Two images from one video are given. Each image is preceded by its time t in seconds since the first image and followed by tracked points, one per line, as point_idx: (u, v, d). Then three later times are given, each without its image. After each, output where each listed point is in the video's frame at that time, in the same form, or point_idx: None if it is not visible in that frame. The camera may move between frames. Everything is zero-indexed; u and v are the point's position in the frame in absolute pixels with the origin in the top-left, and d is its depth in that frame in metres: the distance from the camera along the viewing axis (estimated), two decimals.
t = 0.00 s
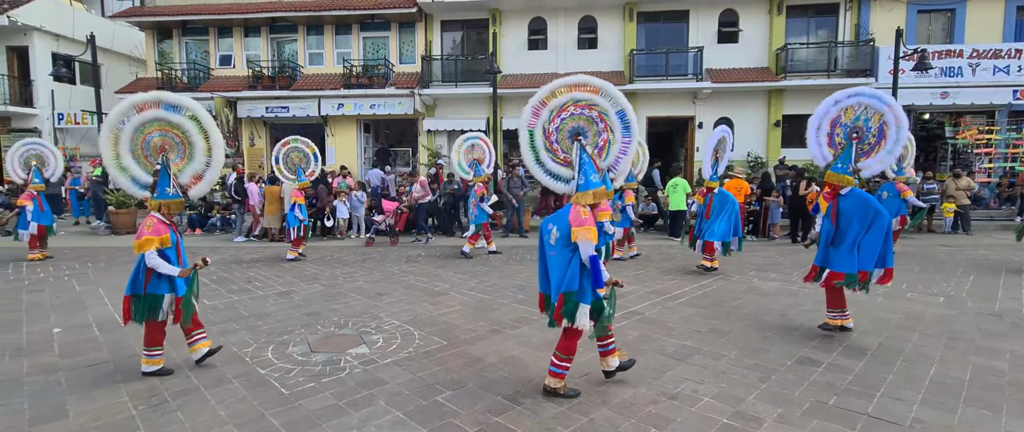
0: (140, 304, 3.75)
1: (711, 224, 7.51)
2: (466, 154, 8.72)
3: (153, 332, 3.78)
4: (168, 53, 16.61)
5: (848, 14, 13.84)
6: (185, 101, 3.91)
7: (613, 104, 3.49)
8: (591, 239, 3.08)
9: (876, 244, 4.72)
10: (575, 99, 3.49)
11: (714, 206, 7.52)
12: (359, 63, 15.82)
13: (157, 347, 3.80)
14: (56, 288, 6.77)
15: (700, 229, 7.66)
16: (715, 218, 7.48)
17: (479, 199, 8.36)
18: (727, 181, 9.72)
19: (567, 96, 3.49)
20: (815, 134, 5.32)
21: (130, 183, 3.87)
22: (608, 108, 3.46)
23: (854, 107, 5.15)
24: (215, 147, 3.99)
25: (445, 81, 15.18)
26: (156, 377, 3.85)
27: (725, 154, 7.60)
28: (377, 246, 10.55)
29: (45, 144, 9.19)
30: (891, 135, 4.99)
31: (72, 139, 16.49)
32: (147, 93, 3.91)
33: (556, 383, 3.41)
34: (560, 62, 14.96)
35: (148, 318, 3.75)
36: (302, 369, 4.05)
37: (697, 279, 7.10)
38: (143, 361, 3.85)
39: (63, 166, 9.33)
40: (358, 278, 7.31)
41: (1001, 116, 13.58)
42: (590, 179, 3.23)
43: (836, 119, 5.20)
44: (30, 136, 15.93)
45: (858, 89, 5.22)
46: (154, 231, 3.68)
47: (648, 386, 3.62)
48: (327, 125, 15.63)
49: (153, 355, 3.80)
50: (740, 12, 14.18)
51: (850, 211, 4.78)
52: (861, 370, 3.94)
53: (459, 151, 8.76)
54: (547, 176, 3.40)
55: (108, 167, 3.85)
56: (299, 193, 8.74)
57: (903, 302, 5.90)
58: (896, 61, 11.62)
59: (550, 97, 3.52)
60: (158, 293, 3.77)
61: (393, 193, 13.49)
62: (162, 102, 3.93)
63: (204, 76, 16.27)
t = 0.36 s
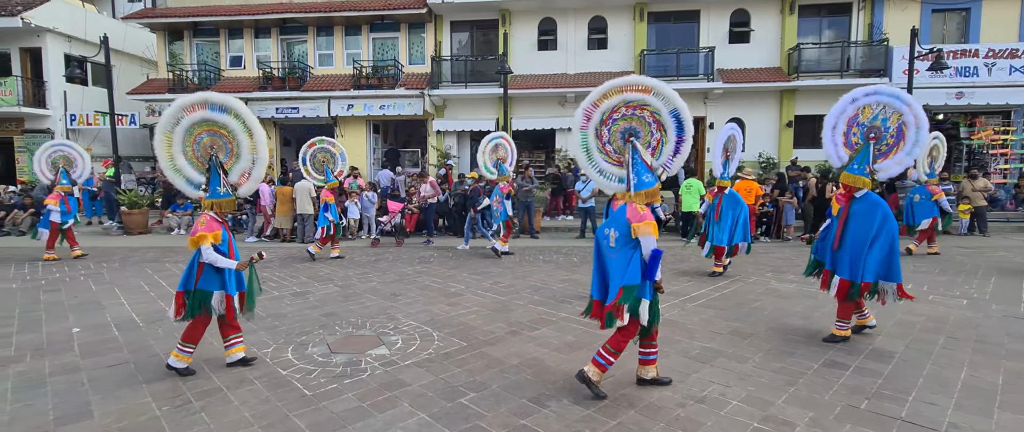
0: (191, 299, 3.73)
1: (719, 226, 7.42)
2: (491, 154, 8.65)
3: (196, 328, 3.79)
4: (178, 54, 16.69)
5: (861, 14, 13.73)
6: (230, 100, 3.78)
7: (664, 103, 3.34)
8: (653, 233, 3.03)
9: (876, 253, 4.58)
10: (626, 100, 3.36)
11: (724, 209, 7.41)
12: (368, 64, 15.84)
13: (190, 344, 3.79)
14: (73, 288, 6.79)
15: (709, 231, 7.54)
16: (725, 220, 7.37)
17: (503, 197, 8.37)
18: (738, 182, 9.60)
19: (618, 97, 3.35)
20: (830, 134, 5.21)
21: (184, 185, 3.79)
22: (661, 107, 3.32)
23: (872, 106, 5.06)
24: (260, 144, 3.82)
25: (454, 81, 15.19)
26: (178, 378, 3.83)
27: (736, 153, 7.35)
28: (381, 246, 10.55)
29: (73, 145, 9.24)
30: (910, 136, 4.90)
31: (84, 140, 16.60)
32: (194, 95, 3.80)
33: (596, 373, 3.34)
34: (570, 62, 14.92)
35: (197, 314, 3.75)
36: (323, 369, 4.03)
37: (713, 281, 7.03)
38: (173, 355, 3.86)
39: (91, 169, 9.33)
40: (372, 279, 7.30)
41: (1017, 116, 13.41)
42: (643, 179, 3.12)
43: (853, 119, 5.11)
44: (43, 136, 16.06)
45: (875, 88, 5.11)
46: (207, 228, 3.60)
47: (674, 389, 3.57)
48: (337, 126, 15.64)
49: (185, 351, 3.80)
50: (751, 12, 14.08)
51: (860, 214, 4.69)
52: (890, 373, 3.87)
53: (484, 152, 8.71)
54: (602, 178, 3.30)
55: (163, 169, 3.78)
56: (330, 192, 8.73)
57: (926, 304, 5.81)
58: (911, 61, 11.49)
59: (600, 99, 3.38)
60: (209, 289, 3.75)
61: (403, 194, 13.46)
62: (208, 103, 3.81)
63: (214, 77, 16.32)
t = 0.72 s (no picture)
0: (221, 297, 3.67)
1: (736, 226, 7.28)
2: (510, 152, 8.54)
3: (231, 327, 3.69)
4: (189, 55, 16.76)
5: (876, 12, 13.56)
6: (256, 98, 3.64)
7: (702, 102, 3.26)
8: (687, 233, 3.04)
9: (891, 259, 4.40)
10: (662, 102, 3.30)
11: (741, 208, 7.26)
12: (378, 64, 15.82)
13: (225, 344, 3.67)
14: (87, 288, 6.77)
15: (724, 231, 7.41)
16: (741, 221, 7.26)
17: (518, 197, 8.34)
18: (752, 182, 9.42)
19: (654, 101, 3.30)
20: (849, 132, 4.91)
21: (220, 184, 3.75)
22: (696, 107, 3.24)
23: (894, 102, 4.71)
24: (287, 141, 3.66)
25: (464, 82, 15.14)
26: (194, 380, 3.78)
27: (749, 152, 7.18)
28: (390, 246, 10.50)
29: (101, 145, 9.09)
30: (938, 133, 4.57)
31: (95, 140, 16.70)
32: (223, 93, 3.70)
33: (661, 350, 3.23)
34: (580, 62, 14.83)
35: (229, 312, 3.66)
36: (341, 371, 3.97)
37: (730, 283, 6.92)
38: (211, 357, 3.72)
39: (117, 167, 9.23)
40: (385, 279, 7.25)
41: None
42: (686, 180, 3.08)
43: (874, 117, 4.78)
44: (55, 137, 16.16)
45: (898, 82, 4.76)
46: (238, 226, 3.58)
47: (702, 394, 3.47)
48: (346, 126, 15.62)
49: (222, 352, 3.67)
50: (764, 11, 13.94)
51: (884, 218, 4.47)
52: (924, 378, 3.76)
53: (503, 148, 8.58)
54: (642, 182, 3.26)
55: (200, 169, 3.76)
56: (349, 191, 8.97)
57: (952, 307, 5.67)
58: (929, 60, 11.31)
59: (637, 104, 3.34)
60: (240, 287, 3.65)
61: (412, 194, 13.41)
62: (236, 101, 3.69)
63: (224, 78, 16.36)
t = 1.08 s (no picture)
0: (251, 299, 3.60)
1: (762, 228, 6.97)
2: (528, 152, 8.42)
3: (262, 332, 3.57)
4: (203, 57, 16.84)
5: (898, 10, 13.29)
6: (282, 97, 3.54)
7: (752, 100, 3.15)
8: (740, 233, 2.95)
9: (926, 263, 4.11)
10: (709, 97, 3.18)
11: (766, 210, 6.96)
12: (391, 64, 15.78)
13: (260, 350, 3.56)
14: (104, 289, 6.75)
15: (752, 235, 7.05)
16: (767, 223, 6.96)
17: (537, 200, 8.23)
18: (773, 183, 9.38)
19: (701, 96, 3.20)
20: (880, 134, 4.53)
21: (245, 185, 3.66)
22: (746, 103, 3.14)
23: (927, 101, 4.34)
24: (310, 141, 3.54)
25: (477, 82, 15.05)
26: (216, 386, 3.70)
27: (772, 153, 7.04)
28: (405, 247, 10.42)
29: (130, 147, 9.07)
30: (976, 130, 4.17)
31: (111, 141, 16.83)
32: (251, 92, 3.62)
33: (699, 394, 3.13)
34: (595, 62, 14.68)
35: (258, 316, 3.57)
36: (364, 377, 3.87)
37: (756, 286, 6.74)
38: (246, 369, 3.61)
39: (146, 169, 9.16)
40: (402, 281, 7.15)
41: None
42: (730, 177, 2.99)
43: (906, 116, 4.40)
44: (71, 137, 16.28)
45: (931, 80, 4.39)
46: (268, 227, 3.49)
47: (741, 405, 3.33)
48: (360, 127, 15.60)
49: (256, 360, 3.56)
50: (783, 8, 13.71)
51: (921, 222, 4.20)
52: (973, 389, 3.58)
53: (520, 149, 8.46)
54: (684, 179, 3.16)
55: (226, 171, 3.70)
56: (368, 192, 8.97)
57: (991, 313, 5.46)
58: (955, 58, 11.04)
59: (683, 99, 3.28)
60: (271, 290, 3.56)
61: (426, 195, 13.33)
62: (263, 100, 3.60)
63: (238, 79, 16.41)
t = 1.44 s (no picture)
0: (283, 306, 3.57)
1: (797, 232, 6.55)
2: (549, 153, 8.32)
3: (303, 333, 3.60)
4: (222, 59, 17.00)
5: (926, 7, 12.97)
6: (307, 98, 3.45)
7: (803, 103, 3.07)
8: (787, 240, 2.90)
9: (991, 267, 3.88)
10: (760, 96, 3.10)
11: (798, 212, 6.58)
12: (407, 65, 15.78)
13: (303, 349, 3.61)
14: (128, 290, 6.78)
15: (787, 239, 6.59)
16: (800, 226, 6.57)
17: (556, 201, 8.14)
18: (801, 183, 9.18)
19: (752, 93, 3.11)
20: (928, 135, 4.29)
21: (275, 187, 3.64)
22: (797, 106, 3.05)
23: (978, 100, 4.13)
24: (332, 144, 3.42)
25: (494, 82, 14.97)
26: (241, 390, 3.65)
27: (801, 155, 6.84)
28: (422, 249, 10.37)
29: (165, 147, 9.38)
30: None
31: (133, 143, 17.08)
32: (281, 93, 3.58)
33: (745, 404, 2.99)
34: (613, 62, 14.52)
35: (293, 319, 3.57)
36: (389, 383, 3.79)
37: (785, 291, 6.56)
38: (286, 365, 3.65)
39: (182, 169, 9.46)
40: (422, 284, 7.07)
41: None
42: (774, 181, 2.93)
43: (955, 117, 4.19)
44: (94, 139, 16.56)
45: (980, 79, 4.19)
46: (293, 231, 3.47)
47: (783, 417, 3.18)
48: (376, 128, 15.63)
49: (298, 358, 3.61)
50: (806, 6, 13.44)
51: (981, 226, 3.95)
52: None
53: (541, 148, 8.38)
54: (725, 178, 3.13)
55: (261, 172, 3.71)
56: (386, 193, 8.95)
57: None
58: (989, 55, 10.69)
59: (732, 94, 3.16)
60: (303, 293, 3.56)
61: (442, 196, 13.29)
62: (291, 102, 3.54)
63: (257, 81, 16.53)
